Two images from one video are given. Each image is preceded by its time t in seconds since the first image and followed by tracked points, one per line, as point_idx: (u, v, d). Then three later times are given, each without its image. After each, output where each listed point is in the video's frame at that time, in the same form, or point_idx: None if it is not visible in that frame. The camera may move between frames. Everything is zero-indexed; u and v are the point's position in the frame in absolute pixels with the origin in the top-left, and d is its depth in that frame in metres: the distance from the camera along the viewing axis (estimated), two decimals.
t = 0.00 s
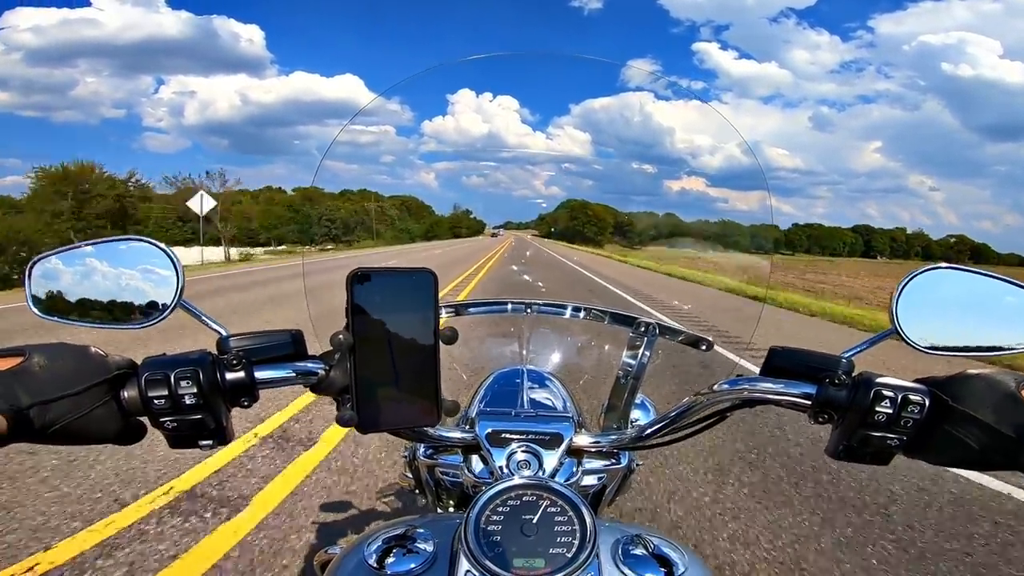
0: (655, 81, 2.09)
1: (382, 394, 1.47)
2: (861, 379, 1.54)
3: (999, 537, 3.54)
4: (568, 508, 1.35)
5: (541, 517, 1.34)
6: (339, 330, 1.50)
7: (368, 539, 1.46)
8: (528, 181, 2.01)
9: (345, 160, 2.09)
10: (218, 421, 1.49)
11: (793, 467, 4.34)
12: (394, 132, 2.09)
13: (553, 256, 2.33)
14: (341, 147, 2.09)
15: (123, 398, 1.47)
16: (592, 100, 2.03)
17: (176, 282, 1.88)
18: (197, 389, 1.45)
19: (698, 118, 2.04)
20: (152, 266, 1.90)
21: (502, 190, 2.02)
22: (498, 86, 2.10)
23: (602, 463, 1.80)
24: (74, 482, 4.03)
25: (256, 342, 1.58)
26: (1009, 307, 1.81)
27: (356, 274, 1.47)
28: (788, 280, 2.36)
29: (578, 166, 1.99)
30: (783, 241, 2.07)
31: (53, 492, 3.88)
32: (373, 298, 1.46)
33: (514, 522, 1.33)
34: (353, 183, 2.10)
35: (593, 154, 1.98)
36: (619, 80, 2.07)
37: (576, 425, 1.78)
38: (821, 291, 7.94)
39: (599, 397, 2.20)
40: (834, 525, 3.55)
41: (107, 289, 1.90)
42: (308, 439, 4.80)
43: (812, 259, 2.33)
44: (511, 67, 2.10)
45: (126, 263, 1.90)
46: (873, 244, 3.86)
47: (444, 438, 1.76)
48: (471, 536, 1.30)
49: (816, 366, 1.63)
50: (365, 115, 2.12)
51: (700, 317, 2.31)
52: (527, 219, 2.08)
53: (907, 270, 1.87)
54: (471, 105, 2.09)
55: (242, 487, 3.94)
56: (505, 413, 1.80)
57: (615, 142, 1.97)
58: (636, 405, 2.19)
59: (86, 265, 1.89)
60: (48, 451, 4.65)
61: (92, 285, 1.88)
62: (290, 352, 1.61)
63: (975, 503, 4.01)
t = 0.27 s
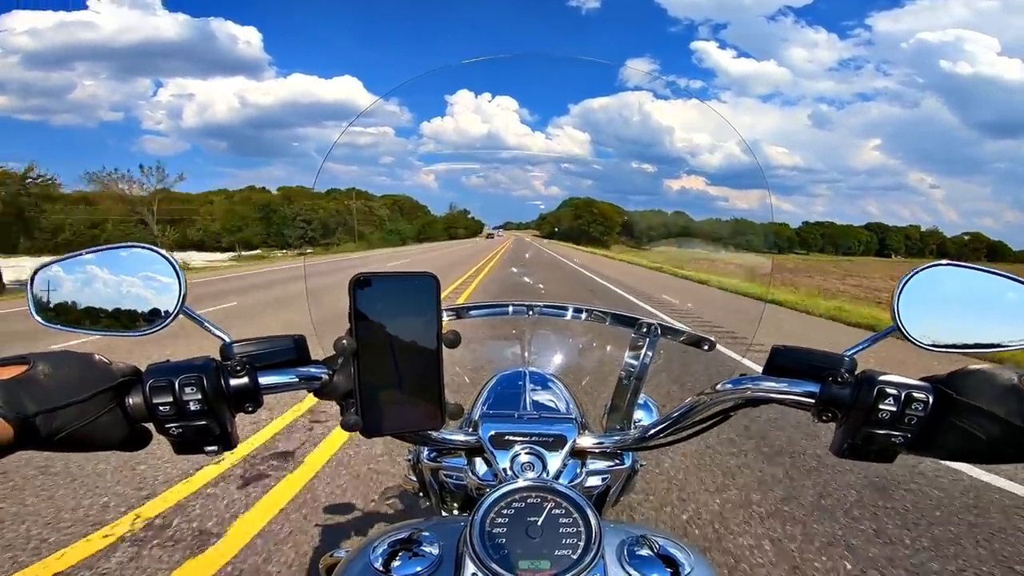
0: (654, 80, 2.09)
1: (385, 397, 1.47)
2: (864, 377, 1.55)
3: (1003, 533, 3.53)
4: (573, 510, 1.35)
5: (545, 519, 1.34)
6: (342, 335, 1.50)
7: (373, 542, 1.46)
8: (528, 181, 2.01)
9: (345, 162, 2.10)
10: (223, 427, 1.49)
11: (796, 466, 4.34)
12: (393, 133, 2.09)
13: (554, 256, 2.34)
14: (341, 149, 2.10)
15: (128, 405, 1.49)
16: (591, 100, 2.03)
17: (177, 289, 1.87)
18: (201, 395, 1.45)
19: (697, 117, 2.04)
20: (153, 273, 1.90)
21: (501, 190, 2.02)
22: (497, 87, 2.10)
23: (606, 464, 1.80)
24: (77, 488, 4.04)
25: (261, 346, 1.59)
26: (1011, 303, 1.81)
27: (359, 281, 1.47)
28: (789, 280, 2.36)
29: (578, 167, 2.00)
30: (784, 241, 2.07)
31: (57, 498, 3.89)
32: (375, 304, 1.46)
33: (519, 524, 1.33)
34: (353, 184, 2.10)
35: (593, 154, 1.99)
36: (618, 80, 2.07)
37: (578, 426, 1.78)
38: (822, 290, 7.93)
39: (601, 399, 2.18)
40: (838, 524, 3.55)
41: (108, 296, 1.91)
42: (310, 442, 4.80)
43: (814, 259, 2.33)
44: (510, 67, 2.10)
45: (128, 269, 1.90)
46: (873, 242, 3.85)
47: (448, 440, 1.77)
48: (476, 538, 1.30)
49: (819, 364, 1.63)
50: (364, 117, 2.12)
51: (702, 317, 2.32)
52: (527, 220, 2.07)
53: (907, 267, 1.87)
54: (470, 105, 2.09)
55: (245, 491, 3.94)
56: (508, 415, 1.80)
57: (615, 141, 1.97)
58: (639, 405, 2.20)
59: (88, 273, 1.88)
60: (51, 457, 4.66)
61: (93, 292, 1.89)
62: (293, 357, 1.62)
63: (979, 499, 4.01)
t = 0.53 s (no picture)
0: (655, 76, 2.07)
1: (384, 390, 1.45)
2: (869, 370, 1.53)
3: (1008, 530, 3.51)
4: (575, 505, 1.34)
5: (547, 516, 1.32)
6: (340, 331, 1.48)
7: (372, 541, 1.44)
8: (527, 181, 1.99)
9: (343, 162, 2.09)
10: (219, 422, 1.47)
11: (798, 463, 4.32)
12: (391, 133, 2.09)
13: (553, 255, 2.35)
14: (339, 148, 2.10)
15: (122, 400, 1.46)
16: (591, 98, 2.02)
17: (174, 285, 1.86)
18: (197, 390, 1.43)
19: (698, 115, 2.02)
20: (151, 271, 1.88)
21: (502, 189, 2.00)
22: (496, 86, 2.08)
23: (608, 461, 1.79)
24: (76, 489, 4.02)
25: (256, 342, 1.57)
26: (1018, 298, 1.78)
27: (357, 275, 1.45)
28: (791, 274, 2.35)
29: (578, 165, 1.98)
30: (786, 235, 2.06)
31: (57, 499, 3.87)
32: (374, 298, 1.44)
33: (520, 521, 1.32)
34: (349, 183, 2.09)
35: (592, 152, 1.96)
36: (618, 77, 2.05)
37: (579, 423, 1.76)
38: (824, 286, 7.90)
39: (600, 399, 2.15)
40: (842, 520, 3.54)
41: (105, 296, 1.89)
42: (310, 442, 4.78)
43: (817, 254, 2.31)
44: (510, 64, 2.09)
45: (125, 269, 1.88)
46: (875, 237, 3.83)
47: (447, 438, 1.74)
48: (477, 536, 1.29)
49: (822, 358, 1.62)
50: (362, 115, 2.12)
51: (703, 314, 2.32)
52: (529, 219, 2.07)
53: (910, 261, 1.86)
54: (469, 104, 2.06)
55: (245, 491, 3.92)
56: (507, 412, 1.78)
57: (614, 140, 1.94)
58: (641, 401, 2.20)
59: (85, 271, 1.87)
60: (51, 458, 4.64)
61: (90, 291, 1.87)
62: (291, 353, 1.60)
63: (981, 494, 4.00)
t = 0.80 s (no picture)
0: (651, 75, 2.07)
1: (378, 396, 1.46)
2: (859, 374, 1.54)
3: (1003, 530, 3.53)
4: (567, 508, 1.34)
5: (539, 518, 1.33)
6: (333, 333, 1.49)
7: (367, 541, 1.45)
8: (526, 179, 2.00)
9: (341, 160, 2.07)
10: (213, 424, 1.47)
11: (795, 462, 4.34)
12: (389, 132, 2.08)
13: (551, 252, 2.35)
14: (337, 146, 2.08)
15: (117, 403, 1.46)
16: (588, 96, 2.02)
17: (169, 287, 1.86)
18: (191, 393, 1.44)
19: (696, 114, 2.02)
20: (146, 273, 1.89)
21: (501, 188, 2.00)
22: (494, 84, 2.07)
23: (602, 462, 1.79)
24: (75, 487, 4.03)
25: (248, 344, 1.58)
26: (1005, 302, 1.80)
27: (348, 278, 1.45)
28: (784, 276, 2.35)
29: (576, 163, 1.99)
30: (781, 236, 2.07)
31: (55, 497, 3.88)
32: (369, 299, 1.45)
33: (513, 522, 1.32)
34: (347, 181, 2.08)
35: (591, 150, 1.98)
36: (615, 75, 2.05)
37: (574, 424, 1.77)
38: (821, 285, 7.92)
39: (597, 398, 2.19)
40: (839, 522, 3.55)
41: (101, 297, 1.90)
42: (308, 442, 4.79)
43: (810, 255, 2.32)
44: (506, 63, 2.08)
45: (120, 270, 1.89)
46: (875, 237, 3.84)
47: (442, 439, 1.75)
48: (469, 538, 1.29)
49: (811, 361, 1.64)
50: (360, 113, 2.10)
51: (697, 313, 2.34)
52: (528, 215, 2.09)
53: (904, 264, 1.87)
54: (467, 103, 2.06)
55: (243, 490, 3.93)
56: (502, 413, 1.79)
57: (613, 138, 1.96)
58: (635, 403, 2.20)
59: (80, 273, 1.87)
60: (49, 455, 4.64)
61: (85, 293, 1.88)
62: (284, 355, 1.61)
63: (976, 495, 4.03)
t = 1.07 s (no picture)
0: (648, 73, 2.07)
1: (375, 389, 1.46)
2: (857, 363, 1.53)
3: (1001, 524, 3.54)
4: (566, 498, 1.35)
5: (537, 507, 1.33)
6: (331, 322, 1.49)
7: (365, 533, 1.45)
8: (523, 175, 2.01)
9: (338, 157, 2.06)
10: (210, 413, 1.47)
11: (793, 456, 4.35)
12: (386, 128, 2.07)
13: (547, 248, 2.33)
14: (334, 144, 2.08)
15: (114, 391, 1.46)
16: (585, 92, 2.02)
17: (165, 279, 1.85)
18: (188, 380, 1.43)
19: (692, 109, 2.03)
20: (143, 265, 1.88)
21: (498, 184, 2.00)
22: (491, 81, 2.06)
23: (600, 454, 1.79)
24: (74, 482, 4.02)
25: (246, 333, 1.57)
26: (1001, 294, 1.81)
27: (347, 264, 1.45)
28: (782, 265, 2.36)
29: (574, 159, 2.02)
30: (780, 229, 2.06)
31: (53, 492, 3.87)
32: (365, 289, 1.45)
33: (511, 512, 1.32)
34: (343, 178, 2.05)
35: (587, 146, 2.00)
36: (612, 72, 2.05)
37: (572, 415, 1.77)
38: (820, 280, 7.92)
39: (596, 390, 2.18)
40: (837, 514, 3.56)
41: (98, 288, 1.89)
42: (306, 436, 4.79)
43: (809, 247, 2.31)
44: (503, 60, 2.08)
45: (117, 262, 1.88)
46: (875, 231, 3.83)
47: (440, 431, 1.75)
48: (468, 529, 1.29)
49: (810, 350, 1.63)
50: (357, 110, 2.11)
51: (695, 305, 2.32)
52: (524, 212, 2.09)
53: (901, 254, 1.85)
54: (464, 100, 2.06)
55: (242, 485, 3.93)
56: (501, 404, 1.79)
57: (609, 134, 1.97)
58: (632, 395, 2.20)
59: (76, 266, 1.87)
60: (47, 450, 4.64)
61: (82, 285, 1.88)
62: (281, 344, 1.60)
63: (974, 488, 4.04)
